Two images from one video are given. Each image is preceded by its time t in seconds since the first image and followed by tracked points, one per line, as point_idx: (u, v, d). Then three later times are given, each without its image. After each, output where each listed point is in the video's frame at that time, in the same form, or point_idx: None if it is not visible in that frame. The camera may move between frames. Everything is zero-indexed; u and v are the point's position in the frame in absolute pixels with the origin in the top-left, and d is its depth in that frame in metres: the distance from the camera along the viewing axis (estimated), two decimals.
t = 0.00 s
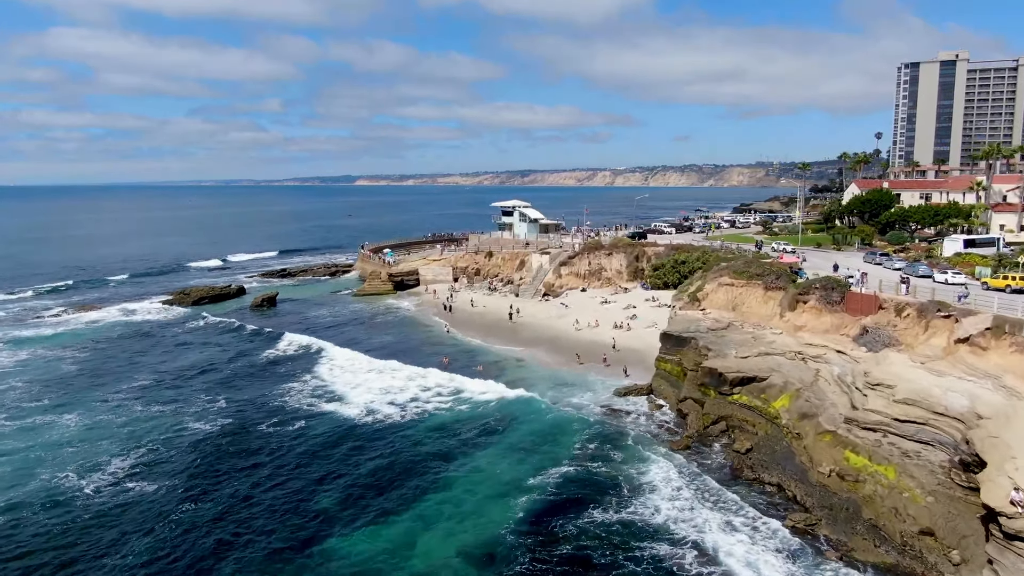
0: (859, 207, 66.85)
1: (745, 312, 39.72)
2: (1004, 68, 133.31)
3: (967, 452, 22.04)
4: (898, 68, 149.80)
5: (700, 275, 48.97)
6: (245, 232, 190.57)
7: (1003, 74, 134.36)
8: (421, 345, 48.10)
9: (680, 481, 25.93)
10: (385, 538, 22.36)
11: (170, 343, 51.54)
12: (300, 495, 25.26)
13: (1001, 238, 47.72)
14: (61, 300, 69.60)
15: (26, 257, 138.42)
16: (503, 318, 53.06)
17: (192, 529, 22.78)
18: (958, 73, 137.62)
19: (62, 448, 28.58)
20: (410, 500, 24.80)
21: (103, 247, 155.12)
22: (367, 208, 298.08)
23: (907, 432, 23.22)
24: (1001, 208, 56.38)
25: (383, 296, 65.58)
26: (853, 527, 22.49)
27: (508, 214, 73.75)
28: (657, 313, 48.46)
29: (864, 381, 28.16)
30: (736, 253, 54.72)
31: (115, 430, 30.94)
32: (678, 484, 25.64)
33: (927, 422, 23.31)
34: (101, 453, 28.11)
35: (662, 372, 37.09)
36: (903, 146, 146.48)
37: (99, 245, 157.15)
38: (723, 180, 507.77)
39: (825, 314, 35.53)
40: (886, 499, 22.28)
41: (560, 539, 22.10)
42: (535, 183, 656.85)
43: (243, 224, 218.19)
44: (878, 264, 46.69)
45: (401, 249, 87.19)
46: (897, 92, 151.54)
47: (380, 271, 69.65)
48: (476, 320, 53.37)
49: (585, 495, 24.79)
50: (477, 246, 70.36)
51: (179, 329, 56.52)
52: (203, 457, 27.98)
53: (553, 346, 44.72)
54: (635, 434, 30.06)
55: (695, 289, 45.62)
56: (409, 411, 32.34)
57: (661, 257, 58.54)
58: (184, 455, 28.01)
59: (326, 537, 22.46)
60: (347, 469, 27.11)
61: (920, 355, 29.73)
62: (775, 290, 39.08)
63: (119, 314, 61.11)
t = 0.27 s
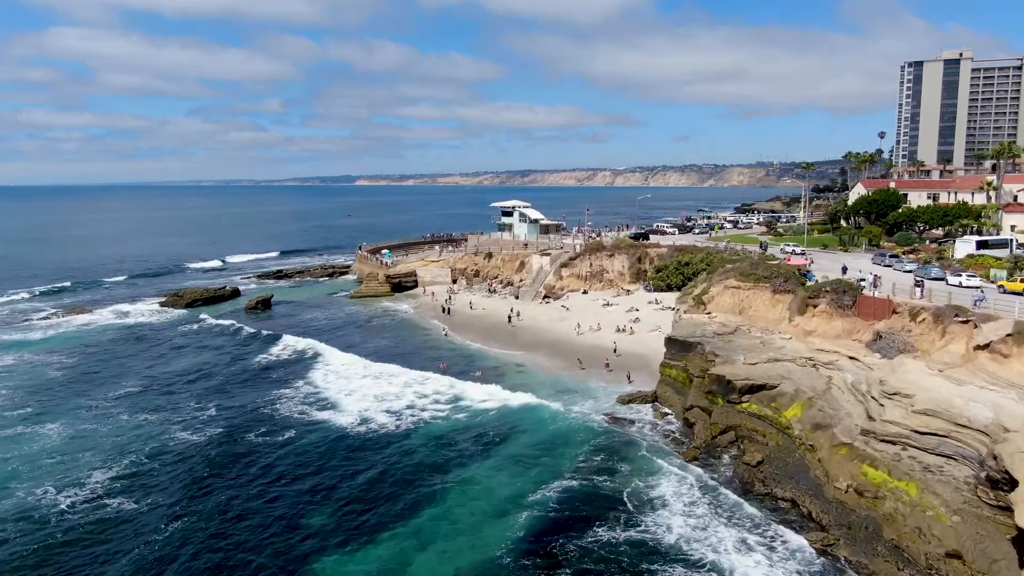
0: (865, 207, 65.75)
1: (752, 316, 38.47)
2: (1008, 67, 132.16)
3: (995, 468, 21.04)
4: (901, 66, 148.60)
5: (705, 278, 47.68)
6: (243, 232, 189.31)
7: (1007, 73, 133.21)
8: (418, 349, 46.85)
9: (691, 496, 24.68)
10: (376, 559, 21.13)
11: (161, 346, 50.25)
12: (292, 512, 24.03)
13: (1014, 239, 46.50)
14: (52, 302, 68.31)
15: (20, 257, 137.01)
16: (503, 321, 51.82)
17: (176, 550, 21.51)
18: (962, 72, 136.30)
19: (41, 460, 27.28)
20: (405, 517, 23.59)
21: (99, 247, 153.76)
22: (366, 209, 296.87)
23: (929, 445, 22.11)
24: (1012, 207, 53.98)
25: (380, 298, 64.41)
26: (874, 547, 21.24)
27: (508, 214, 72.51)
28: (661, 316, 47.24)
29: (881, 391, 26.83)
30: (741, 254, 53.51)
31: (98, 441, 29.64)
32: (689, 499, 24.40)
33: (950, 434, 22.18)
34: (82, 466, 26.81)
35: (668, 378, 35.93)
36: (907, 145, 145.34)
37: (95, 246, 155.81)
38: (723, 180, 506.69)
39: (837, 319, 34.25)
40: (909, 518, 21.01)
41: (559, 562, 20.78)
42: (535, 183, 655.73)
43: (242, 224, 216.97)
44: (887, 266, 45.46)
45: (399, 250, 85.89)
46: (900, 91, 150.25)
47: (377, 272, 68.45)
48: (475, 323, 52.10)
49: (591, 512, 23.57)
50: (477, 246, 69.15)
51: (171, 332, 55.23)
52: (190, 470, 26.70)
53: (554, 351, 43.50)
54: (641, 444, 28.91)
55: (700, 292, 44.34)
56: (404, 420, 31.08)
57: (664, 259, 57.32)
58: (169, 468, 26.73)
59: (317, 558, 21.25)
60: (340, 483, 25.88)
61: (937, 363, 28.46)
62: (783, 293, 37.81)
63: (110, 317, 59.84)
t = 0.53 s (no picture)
0: (871, 207, 64.73)
1: (759, 320, 37.37)
2: (1012, 66, 131.16)
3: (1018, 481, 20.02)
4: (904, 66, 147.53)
5: (709, 280, 46.62)
6: (241, 232, 188.19)
7: (1011, 73, 132.20)
8: (416, 353, 45.75)
9: (701, 510, 23.58)
10: None
11: (152, 349, 49.09)
12: (282, 528, 22.92)
13: None
14: (44, 304, 67.14)
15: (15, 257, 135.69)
16: (502, 323, 50.72)
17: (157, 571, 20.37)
18: (965, 71, 135.20)
19: (20, 473, 26.13)
20: (399, 534, 22.46)
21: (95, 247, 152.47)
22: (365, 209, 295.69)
23: (950, 458, 21.31)
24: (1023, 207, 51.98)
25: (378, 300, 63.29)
26: (895, 568, 19.86)
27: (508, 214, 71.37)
28: (665, 319, 46.20)
29: (896, 399, 25.82)
30: (746, 255, 52.45)
31: (81, 451, 28.49)
32: (700, 514, 23.31)
33: (971, 446, 21.39)
34: (63, 478, 25.67)
35: (672, 384, 34.80)
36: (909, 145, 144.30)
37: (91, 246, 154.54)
38: (723, 180, 505.74)
39: (847, 323, 33.16)
40: (931, 536, 19.89)
41: None
42: (535, 183, 654.86)
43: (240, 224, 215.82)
44: (896, 268, 44.40)
45: (397, 251, 84.77)
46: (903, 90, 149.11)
47: (375, 274, 67.37)
48: (475, 326, 51.03)
49: (594, 529, 22.41)
50: (476, 247, 68.08)
51: (163, 334, 54.06)
52: (175, 482, 25.56)
53: (554, 355, 42.42)
54: (646, 455, 27.71)
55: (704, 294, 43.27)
56: (399, 428, 29.94)
57: (667, 260, 56.27)
58: (154, 480, 25.59)
59: None
60: (333, 497, 24.77)
61: (954, 369, 27.39)
62: (791, 297, 36.72)
63: (102, 320, 58.68)
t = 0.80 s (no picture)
0: (879, 207, 63.33)
1: (769, 325, 35.93)
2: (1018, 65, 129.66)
3: None
4: (908, 64, 146.00)
5: (715, 283, 45.21)
6: (239, 232, 186.67)
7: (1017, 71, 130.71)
8: (412, 358, 44.35)
9: (717, 530, 22.31)
10: None
11: (142, 354, 47.70)
12: (268, 549, 21.55)
13: None
14: (33, 307, 65.70)
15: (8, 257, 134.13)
16: (502, 327, 49.33)
17: None
18: (971, 70, 133.68)
19: None
20: (389, 556, 21.02)
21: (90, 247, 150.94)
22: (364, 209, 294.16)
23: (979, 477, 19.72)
24: None
25: (375, 302, 61.90)
26: None
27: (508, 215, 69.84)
28: (670, 324, 44.82)
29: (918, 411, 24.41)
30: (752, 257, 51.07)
31: (58, 465, 27.09)
32: (715, 535, 22.03)
33: (1002, 463, 19.65)
34: (36, 496, 24.27)
35: (679, 393, 33.42)
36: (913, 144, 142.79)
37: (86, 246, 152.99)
38: (723, 180, 504.57)
39: (862, 329, 31.72)
40: (964, 564, 18.68)
41: None
42: (535, 183, 653.40)
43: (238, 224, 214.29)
44: (909, 271, 42.94)
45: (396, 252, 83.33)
46: (907, 89, 147.58)
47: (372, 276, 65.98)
48: (474, 330, 49.63)
49: (600, 552, 21.05)
50: (475, 248, 66.65)
51: (154, 338, 52.66)
52: (155, 500, 24.18)
53: (556, 361, 41.04)
54: (653, 469, 26.34)
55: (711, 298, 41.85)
56: (393, 439, 28.54)
57: (671, 262, 54.85)
58: (132, 498, 24.18)
59: None
60: (321, 515, 23.38)
61: (977, 380, 25.94)
62: (802, 301, 35.26)
63: (92, 323, 57.28)
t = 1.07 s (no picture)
0: (885, 208, 62.23)
1: (777, 329, 34.82)
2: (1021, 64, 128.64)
3: None
4: (911, 63, 144.92)
5: (720, 285, 44.13)
6: (237, 232, 185.38)
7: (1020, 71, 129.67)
8: (409, 363, 43.25)
9: (731, 549, 21.24)
10: None
11: (132, 357, 46.53)
12: (253, 569, 20.42)
13: None
14: (24, 309, 64.46)
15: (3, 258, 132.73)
16: (502, 331, 48.24)
17: None
18: (974, 69, 132.54)
19: None
20: None
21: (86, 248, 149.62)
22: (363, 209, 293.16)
23: (1007, 494, 18.72)
24: None
25: (372, 304, 60.78)
26: None
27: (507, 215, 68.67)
28: (674, 327, 43.76)
29: (937, 422, 23.30)
30: (757, 259, 49.99)
31: (38, 477, 25.99)
32: (728, 553, 20.97)
33: None
34: (12, 511, 23.15)
35: (685, 401, 32.41)
36: (916, 144, 141.76)
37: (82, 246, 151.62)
38: (723, 180, 503.50)
39: (874, 334, 30.63)
40: None
41: None
42: (535, 183, 652.32)
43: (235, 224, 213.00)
44: (919, 272, 41.84)
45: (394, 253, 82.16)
46: (910, 89, 146.42)
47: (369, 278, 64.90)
48: (473, 333, 48.56)
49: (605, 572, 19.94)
50: (474, 249, 65.57)
51: (145, 341, 51.46)
52: (136, 516, 23.04)
53: (557, 365, 39.97)
54: (659, 481, 25.23)
55: (716, 301, 40.75)
56: (387, 450, 27.41)
57: (674, 263, 53.78)
58: (112, 514, 23.07)
59: None
60: (310, 533, 22.25)
61: (998, 389, 24.85)
62: (812, 305, 34.16)
63: (82, 326, 56.06)
